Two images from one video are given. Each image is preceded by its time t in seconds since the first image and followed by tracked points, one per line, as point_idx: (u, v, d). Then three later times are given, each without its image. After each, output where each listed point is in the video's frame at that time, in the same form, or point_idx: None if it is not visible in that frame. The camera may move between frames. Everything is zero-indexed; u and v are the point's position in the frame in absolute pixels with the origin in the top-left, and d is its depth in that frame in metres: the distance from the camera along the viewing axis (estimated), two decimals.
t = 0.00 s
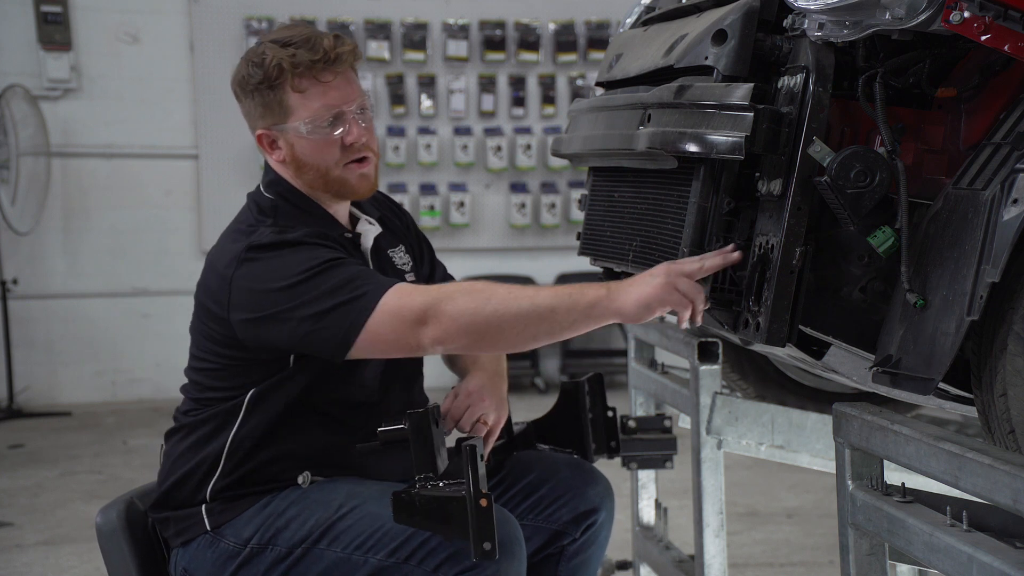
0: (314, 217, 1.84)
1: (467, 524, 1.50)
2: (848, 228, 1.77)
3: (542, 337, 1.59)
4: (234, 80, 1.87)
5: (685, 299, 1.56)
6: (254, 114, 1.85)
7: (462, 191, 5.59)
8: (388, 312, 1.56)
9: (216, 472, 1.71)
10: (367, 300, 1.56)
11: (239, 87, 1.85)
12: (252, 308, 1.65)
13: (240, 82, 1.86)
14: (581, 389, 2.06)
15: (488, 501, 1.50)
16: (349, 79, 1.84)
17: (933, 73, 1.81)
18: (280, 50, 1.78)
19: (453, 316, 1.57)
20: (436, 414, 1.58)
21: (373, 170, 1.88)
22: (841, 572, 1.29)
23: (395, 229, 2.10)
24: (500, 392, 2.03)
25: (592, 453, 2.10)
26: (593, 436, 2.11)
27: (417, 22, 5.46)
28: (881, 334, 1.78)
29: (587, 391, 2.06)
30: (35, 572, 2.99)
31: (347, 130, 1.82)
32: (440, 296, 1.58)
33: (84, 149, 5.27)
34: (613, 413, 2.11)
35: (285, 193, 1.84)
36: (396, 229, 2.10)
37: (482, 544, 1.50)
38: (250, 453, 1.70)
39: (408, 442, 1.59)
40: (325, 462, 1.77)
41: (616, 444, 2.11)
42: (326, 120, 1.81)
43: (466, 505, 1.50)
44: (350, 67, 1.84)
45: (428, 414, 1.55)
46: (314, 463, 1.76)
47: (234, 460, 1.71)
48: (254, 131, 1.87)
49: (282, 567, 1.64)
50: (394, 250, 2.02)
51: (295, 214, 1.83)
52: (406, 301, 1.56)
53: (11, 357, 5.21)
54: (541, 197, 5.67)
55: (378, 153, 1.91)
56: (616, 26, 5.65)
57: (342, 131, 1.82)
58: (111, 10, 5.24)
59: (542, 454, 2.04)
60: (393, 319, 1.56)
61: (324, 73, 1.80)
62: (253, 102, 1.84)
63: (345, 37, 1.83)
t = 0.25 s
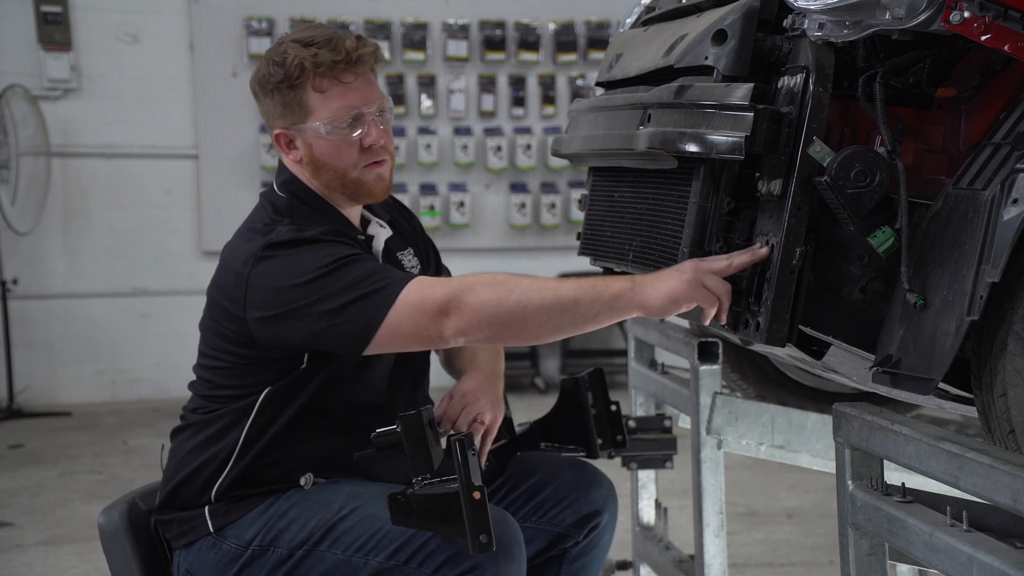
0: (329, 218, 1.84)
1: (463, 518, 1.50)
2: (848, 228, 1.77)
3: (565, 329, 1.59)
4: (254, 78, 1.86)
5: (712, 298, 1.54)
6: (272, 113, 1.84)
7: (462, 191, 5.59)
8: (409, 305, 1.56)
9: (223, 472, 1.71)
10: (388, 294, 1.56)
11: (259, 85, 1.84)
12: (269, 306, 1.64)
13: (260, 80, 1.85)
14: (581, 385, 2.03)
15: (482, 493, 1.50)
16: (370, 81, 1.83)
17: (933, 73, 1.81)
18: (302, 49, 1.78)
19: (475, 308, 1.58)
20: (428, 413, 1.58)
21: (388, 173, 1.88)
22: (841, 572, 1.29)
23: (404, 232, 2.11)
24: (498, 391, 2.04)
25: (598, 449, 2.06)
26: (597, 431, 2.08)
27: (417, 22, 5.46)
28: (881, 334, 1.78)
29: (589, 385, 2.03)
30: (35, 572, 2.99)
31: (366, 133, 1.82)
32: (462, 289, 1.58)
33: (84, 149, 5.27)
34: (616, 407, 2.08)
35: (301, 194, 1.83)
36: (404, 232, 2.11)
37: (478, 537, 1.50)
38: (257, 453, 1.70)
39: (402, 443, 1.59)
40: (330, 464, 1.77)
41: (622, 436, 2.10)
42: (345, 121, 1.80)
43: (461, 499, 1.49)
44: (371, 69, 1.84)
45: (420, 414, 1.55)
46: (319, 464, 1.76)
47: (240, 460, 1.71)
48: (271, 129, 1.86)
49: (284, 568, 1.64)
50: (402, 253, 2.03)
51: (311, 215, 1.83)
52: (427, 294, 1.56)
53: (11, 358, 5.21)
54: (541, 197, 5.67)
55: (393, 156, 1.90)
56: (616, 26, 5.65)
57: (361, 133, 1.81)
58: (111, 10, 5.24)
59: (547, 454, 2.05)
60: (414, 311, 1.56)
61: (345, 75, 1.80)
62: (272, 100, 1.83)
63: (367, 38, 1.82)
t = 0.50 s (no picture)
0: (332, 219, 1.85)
1: (467, 522, 1.51)
2: (848, 228, 1.77)
3: (544, 358, 1.51)
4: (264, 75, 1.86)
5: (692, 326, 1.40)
6: (281, 111, 1.84)
7: (462, 191, 5.59)
8: (391, 322, 1.52)
9: (223, 472, 1.71)
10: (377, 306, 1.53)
11: (269, 82, 1.84)
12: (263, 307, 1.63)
13: (271, 78, 1.85)
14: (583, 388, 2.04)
15: (487, 498, 1.51)
16: (380, 84, 1.83)
17: (933, 73, 1.81)
18: (314, 49, 1.78)
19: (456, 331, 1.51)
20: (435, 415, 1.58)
21: (394, 176, 1.89)
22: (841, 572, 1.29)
23: (408, 234, 2.10)
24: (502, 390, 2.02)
25: (597, 452, 2.07)
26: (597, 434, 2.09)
27: (417, 22, 5.46)
28: (881, 334, 1.78)
29: (590, 389, 2.04)
30: (34, 572, 2.99)
31: (374, 135, 1.82)
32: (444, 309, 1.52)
33: (84, 149, 5.27)
34: (617, 412, 2.09)
35: (307, 194, 1.84)
36: (407, 234, 2.10)
37: (482, 541, 1.50)
38: (255, 454, 1.70)
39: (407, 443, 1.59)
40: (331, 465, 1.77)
41: (622, 443, 2.09)
42: (354, 123, 1.80)
43: (466, 502, 1.50)
44: (382, 72, 1.84)
45: (428, 414, 1.55)
46: (320, 465, 1.75)
47: (240, 461, 1.71)
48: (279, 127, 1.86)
49: (285, 567, 1.64)
50: (406, 255, 2.02)
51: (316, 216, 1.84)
52: (412, 310, 1.52)
53: (11, 358, 5.21)
54: (541, 197, 5.67)
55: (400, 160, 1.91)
56: (616, 26, 5.65)
57: (369, 135, 1.81)
58: (111, 10, 5.23)
59: (546, 454, 2.05)
60: (395, 330, 1.51)
61: (357, 76, 1.80)
62: (282, 99, 1.83)
63: (379, 41, 1.82)
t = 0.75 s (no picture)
0: (332, 218, 1.85)
1: (470, 516, 1.51)
2: (848, 228, 1.77)
3: (549, 388, 1.55)
4: (264, 73, 1.86)
5: (702, 377, 1.53)
6: (280, 109, 1.84)
7: (462, 191, 5.59)
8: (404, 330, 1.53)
9: (224, 472, 1.71)
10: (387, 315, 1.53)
11: (268, 81, 1.85)
12: (268, 309, 1.63)
13: (269, 77, 1.85)
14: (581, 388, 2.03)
15: (489, 491, 1.51)
16: (378, 82, 1.83)
17: (933, 73, 1.81)
18: (312, 47, 1.77)
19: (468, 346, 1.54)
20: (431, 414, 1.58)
21: (394, 173, 1.89)
22: (841, 572, 1.29)
23: (406, 234, 2.11)
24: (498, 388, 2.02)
25: (595, 449, 2.07)
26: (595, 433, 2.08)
27: (417, 22, 5.46)
28: (881, 334, 1.78)
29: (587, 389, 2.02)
30: (34, 572, 2.99)
31: (371, 133, 1.82)
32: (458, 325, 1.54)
33: (84, 149, 5.27)
34: (614, 408, 2.08)
35: (307, 193, 1.84)
36: (406, 234, 2.10)
37: (486, 535, 1.51)
38: (256, 455, 1.70)
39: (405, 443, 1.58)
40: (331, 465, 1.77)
41: (620, 437, 2.09)
42: (351, 121, 1.80)
43: (469, 497, 1.50)
44: (380, 70, 1.84)
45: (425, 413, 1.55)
46: (320, 465, 1.75)
47: (240, 462, 1.71)
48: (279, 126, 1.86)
49: (286, 566, 1.64)
50: (405, 254, 2.02)
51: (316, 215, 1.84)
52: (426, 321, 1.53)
53: (11, 358, 5.21)
54: (541, 197, 5.67)
55: (399, 156, 1.91)
56: (616, 26, 5.65)
57: (366, 133, 1.81)
58: (111, 10, 5.23)
59: (545, 454, 2.05)
60: (410, 339, 1.53)
61: (354, 74, 1.79)
62: (281, 97, 1.83)
63: (377, 39, 1.82)
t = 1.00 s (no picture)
0: (328, 217, 1.84)
1: (470, 515, 1.50)
2: (848, 228, 1.77)
3: (534, 379, 1.50)
4: (261, 71, 1.86)
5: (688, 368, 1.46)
6: (277, 107, 1.84)
7: (462, 191, 5.59)
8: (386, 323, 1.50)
9: (224, 472, 1.71)
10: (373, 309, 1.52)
11: (266, 79, 1.84)
12: (259, 304, 1.62)
13: (266, 74, 1.85)
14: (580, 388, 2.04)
15: (490, 491, 1.51)
16: (376, 80, 1.83)
17: (933, 73, 1.81)
18: (310, 44, 1.77)
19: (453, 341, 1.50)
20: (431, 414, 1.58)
21: (390, 172, 1.88)
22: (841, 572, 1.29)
23: (403, 234, 2.10)
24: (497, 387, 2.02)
25: (594, 449, 2.07)
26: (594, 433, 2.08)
27: (417, 22, 5.46)
28: (881, 334, 1.78)
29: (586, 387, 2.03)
30: (34, 572, 2.99)
31: (369, 131, 1.82)
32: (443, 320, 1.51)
33: (84, 149, 5.27)
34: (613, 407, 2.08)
35: (303, 191, 1.84)
36: (403, 234, 2.10)
37: (486, 534, 1.50)
38: (256, 454, 1.70)
39: (405, 442, 1.58)
40: (329, 465, 1.77)
41: (620, 437, 2.09)
42: (349, 118, 1.80)
43: (469, 495, 1.50)
44: (378, 68, 1.84)
45: (425, 413, 1.55)
46: (319, 465, 1.75)
47: (240, 462, 1.71)
48: (275, 123, 1.86)
49: (287, 566, 1.64)
50: (400, 254, 2.01)
51: (310, 213, 1.83)
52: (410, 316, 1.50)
53: (11, 358, 5.21)
54: (541, 197, 5.67)
55: (395, 156, 1.91)
56: (616, 27, 5.65)
57: (364, 131, 1.81)
58: (111, 10, 5.23)
59: (544, 454, 2.05)
60: (393, 331, 1.49)
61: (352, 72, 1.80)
62: (278, 94, 1.82)
63: (375, 38, 1.82)
